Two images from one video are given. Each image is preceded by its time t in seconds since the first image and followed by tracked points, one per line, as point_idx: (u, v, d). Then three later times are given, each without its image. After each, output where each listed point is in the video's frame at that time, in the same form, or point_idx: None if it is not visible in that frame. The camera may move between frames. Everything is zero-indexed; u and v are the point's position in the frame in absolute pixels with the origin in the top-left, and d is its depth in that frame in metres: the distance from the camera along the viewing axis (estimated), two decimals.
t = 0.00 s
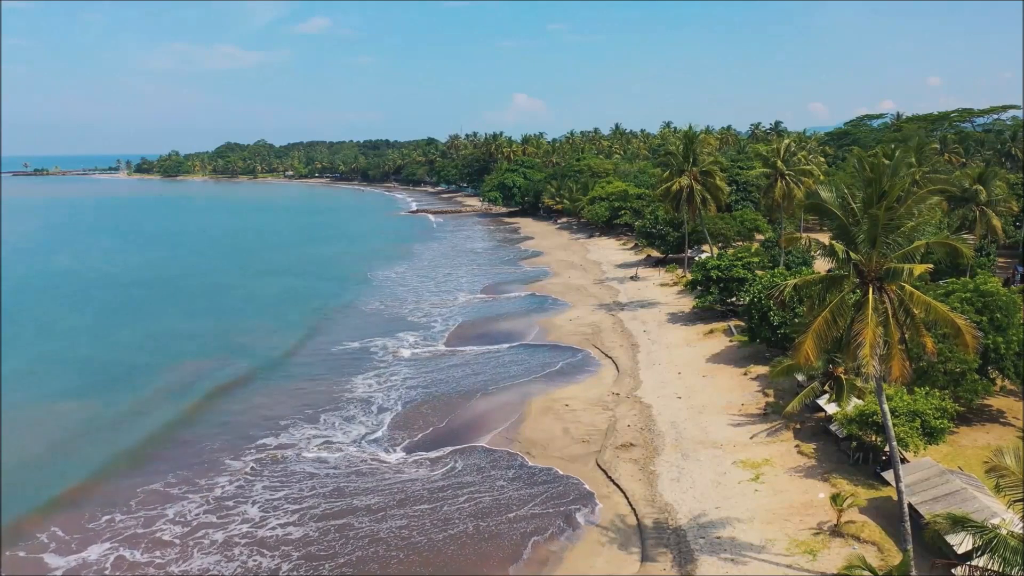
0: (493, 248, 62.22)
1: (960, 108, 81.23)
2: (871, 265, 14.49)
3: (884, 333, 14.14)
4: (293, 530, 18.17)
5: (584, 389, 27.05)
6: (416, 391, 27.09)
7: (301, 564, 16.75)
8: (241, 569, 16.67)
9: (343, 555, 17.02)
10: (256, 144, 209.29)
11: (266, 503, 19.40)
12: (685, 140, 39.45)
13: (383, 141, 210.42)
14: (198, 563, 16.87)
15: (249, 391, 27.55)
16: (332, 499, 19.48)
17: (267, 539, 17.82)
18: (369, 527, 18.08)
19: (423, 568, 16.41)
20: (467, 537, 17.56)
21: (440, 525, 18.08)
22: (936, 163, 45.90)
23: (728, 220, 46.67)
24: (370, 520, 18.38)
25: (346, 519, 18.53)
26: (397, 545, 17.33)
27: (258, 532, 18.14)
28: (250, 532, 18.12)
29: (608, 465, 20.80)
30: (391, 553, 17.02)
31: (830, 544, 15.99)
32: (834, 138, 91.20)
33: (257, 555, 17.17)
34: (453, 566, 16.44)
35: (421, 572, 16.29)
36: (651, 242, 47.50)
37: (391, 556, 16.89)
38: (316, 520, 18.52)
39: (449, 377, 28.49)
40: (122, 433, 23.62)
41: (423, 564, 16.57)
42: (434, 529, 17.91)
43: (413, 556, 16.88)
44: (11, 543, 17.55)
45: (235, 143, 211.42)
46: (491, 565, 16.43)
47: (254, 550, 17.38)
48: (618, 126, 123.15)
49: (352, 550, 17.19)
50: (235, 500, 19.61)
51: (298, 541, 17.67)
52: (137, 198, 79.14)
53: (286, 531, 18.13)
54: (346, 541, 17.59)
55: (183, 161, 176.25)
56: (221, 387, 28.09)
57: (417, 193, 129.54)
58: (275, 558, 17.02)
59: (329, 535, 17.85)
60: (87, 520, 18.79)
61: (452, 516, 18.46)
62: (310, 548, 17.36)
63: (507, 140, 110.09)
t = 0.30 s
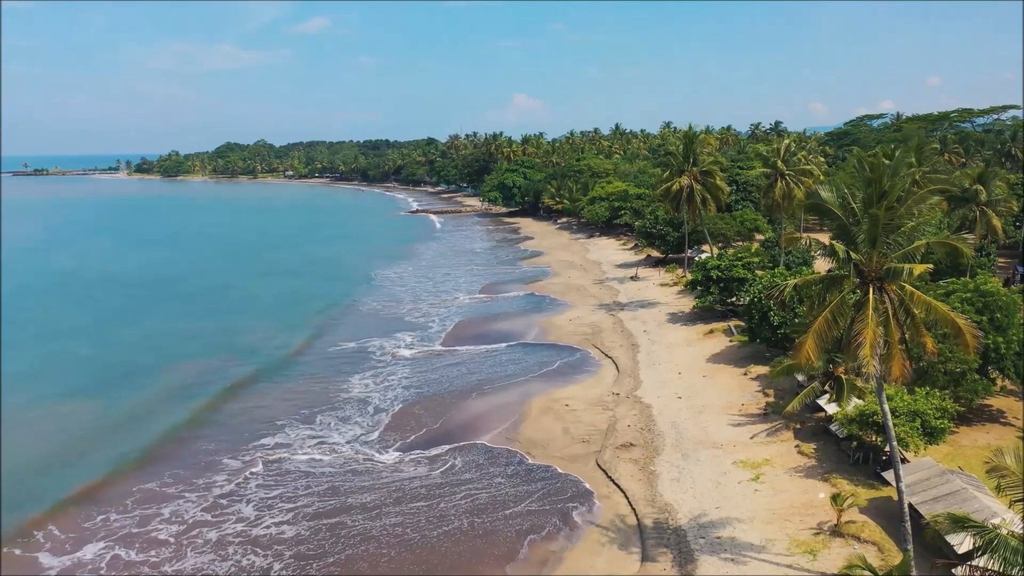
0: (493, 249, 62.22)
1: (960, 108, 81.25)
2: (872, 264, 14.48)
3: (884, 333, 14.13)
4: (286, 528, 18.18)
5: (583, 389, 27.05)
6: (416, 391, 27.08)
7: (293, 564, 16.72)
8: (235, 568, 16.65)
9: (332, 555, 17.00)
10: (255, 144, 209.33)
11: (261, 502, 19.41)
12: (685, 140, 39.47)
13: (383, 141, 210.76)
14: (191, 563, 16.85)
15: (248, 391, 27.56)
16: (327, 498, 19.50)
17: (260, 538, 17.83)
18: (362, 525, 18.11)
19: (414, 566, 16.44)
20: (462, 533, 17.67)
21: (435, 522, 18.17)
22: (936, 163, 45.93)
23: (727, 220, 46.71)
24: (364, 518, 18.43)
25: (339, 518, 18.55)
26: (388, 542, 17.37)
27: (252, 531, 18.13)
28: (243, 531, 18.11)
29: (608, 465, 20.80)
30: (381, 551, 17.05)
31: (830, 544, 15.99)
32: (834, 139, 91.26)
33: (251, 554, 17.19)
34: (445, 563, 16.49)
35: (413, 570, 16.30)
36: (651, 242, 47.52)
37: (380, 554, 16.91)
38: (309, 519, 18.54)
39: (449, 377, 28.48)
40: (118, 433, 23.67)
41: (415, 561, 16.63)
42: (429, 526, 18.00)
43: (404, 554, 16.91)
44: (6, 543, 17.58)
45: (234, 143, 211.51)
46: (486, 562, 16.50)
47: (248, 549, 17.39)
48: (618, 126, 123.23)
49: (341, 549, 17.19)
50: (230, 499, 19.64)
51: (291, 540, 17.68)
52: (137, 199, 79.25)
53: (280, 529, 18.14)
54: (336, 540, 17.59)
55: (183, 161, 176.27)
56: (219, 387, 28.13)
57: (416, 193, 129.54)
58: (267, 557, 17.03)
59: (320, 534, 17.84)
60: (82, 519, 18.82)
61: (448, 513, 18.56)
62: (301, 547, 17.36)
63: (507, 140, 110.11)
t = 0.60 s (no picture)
0: (493, 249, 62.22)
1: (960, 108, 81.21)
2: (872, 265, 14.49)
3: (884, 332, 14.14)
4: (279, 527, 18.20)
5: (583, 389, 27.05)
6: (416, 391, 27.08)
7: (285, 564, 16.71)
8: (228, 568, 16.65)
9: (320, 554, 17.02)
10: (256, 144, 209.58)
11: (255, 501, 19.40)
12: (685, 139, 39.46)
13: (383, 141, 210.84)
14: (184, 562, 16.84)
15: (246, 391, 27.52)
16: (321, 497, 19.52)
17: (253, 537, 17.83)
18: (354, 524, 18.19)
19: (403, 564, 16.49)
20: (457, 529, 17.83)
21: (430, 519, 18.31)
22: (936, 163, 45.92)
23: (727, 220, 46.70)
24: (357, 516, 18.51)
25: (331, 516, 18.58)
26: (380, 539, 17.46)
27: (245, 529, 18.13)
28: (237, 530, 18.10)
29: (608, 465, 20.80)
30: (369, 549, 17.10)
31: (830, 544, 15.99)
32: (834, 138, 91.23)
33: (245, 553, 17.20)
34: (435, 561, 16.58)
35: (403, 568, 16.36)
36: (651, 242, 47.51)
37: (369, 553, 16.95)
38: (301, 518, 18.55)
39: (449, 377, 28.50)
40: (115, 431, 23.72)
41: (407, 558, 16.73)
42: (423, 523, 18.12)
43: (393, 551, 16.99)
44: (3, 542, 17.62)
45: (235, 144, 211.55)
46: (479, 559, 16.61)
47: (241, 548, 17.40)
48: (618, 127, 123.15)
49: (330, 547, 17.22)
50: (226, 497, 19.69)
51: (284, 539, 17.70)
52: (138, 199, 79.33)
53: (273, 528, 18.15)
54: (325, 539, 17.62)
55: (183, 161, 176.26)
56: (217, 386, 28.19)
57: (417, 193, 129.53)
58: (259, 556, 17.04)
59: (310, 533, 17.87)
60: (78, 518, 18.85)
61: (443, 510, 18.72)
62: (291, 546, 17.38)
63: (507, 140, 110.12)
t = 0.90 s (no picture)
0: (493, 249, 62.20)
1: (960, 108, 81.20)
2: (872, 264, 14.48)
3: (884, 332, 14.14)
4: (272, 526, 18.20)
5: (584, 389, 27.04)
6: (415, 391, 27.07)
7: (277, 563, 16.72)
8: (221, 566, 16.65)
9: (307, 553, 17.04)
10: (255, 144, 209.62)
11: (249, 499, 19.43)
12: (685, 139, 39.45)
13: (383, 141, 210.97)
14: (178, 560, 16.87)
15: (246, 391, 27.56)
16: (315, 495, 19.57)
17: (246, 535, 17.84)
18: (346, 522, 18.26)
19: (391, 562, 16.54)
20: (451, 525, 17.98)
21: (424, 515, 18.45)
22: (937, 164, 45.90)
23: (727, 220, 46.68)
24: (350, 514, 18.59)
25: (322, 515, 18.62)
26: (372, 537, 17.57)
27: (239, 528, 18.14)
28: (231, 529, 18.10)
29: (608, 465, 20.80)
30: (358, 548, 17.16)
31: (830, 544, 15.98)
32: (834, 139, 91.22)
33: (238, 552, 17.20)
34: (425, 558, 16.68)
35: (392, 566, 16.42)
36: (651, 241, 47.51)
37: (358, 552, 17.00)
38: (294, 516, 18.57)
39: (449, 377, 28.49)
40: (112, 427, 23.67)
41: (400, 555, 16.85)
42: (417, 520, 18.25)
43: (382, 550, 17.06)
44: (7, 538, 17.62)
45: (235, 144, 211.56)
46: (473, 556, 16.73)
47: (234, 546, 17.41)
48: (618, 127, 123.11)
49: (317, 547, 17.24)
50: (222, 497, 19.67)
51: (276, 537, 17.73)
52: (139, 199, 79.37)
53: (267, 527, 18.15)
54: (314, 538, 17.66)
55: (183, 161, 176.29)
56: (217, 386, 28.23)
57: (417, 193, 129.51)
58: (252, 555, 17.07)
59: (300, 532, 17.89)
60: (79, 516, 18.86)
61: (438, 507, 18.87)
62: (282, 545, 17.39)
63: (507, 140, 110.12)
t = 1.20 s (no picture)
0: (492, 249, 62.21)
1: (960, 108, 81.22)
2: (873, 264, 14.48)
3: (884, 332, 14.13)
4: (265, 524, 18.23)
5: (583, 389, 27.05)
6: (415, 391, 27.06)
7: (271, 562, 16.74)
8: (215, 565, 16.67)
9: (293, 552, 17.08)
10: (255, 144, 209.67)
11: (243, 498, 19.49)
12: (685, 139, 39.45)
13: (383, 141, 211.12)
14: (172, 558, 16.91)
15: (247, 391, 27.62)
16: (308, 493, 19.64)
17: (239, 534, 17.83)
18: (339, 519, 18.36)
19: (380, 560, 16.62)
20: (444, 521, 18.17)
21: (417, 512, 18.60)
22: (937, 163, 45.92)
23: (727, 220, 46.70)
24: (343, 512, 18.70)
25: (313, 514, 18.67)
26: (363, 534, 17.68)
27: (233, 527, 18.15)
28: (225, 528, 18.12)
29: (608, 464, 20.80)
30: (347, 546, 17.22)
31: (830, 543, 15.98)
32: (834, 138, 91.24)
33: (231, 550, 17.21)
34: (416, 556, 16.80)
35: (380, 563, 16.50)
36: (651, 241, 47.52)
37: (346, 550, 17.08)
38: (287, 515, 18.62)
39: (448, 377, 28.50)
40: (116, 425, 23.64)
41: (392, 552, 16.99)
42: (410, 517, 18.40)
43: (372, 548, 17.15)
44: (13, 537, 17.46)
45: (235, 144, 211.65)
46: (467, 552, 16.86)
47: (228, 545, 17.41)
48: (618, 127, 123.15)
49: (304, 546, 17.29)
50: (219, 496, 19.70)
51: (269, 536, 17.75)
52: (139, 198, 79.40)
53: (260, 525, 18.18)
54: (302, 537, 17.69)
55: (183, 161, 176.33)
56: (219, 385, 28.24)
57: (417, 193, 129.51)
58: (245, 554, 17.08)
59: (291, 530, 17.93)
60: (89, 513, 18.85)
61: (432, 503, 19.04)
62: (274, 544, 17.42)
63: (507, 140, 110.16)
